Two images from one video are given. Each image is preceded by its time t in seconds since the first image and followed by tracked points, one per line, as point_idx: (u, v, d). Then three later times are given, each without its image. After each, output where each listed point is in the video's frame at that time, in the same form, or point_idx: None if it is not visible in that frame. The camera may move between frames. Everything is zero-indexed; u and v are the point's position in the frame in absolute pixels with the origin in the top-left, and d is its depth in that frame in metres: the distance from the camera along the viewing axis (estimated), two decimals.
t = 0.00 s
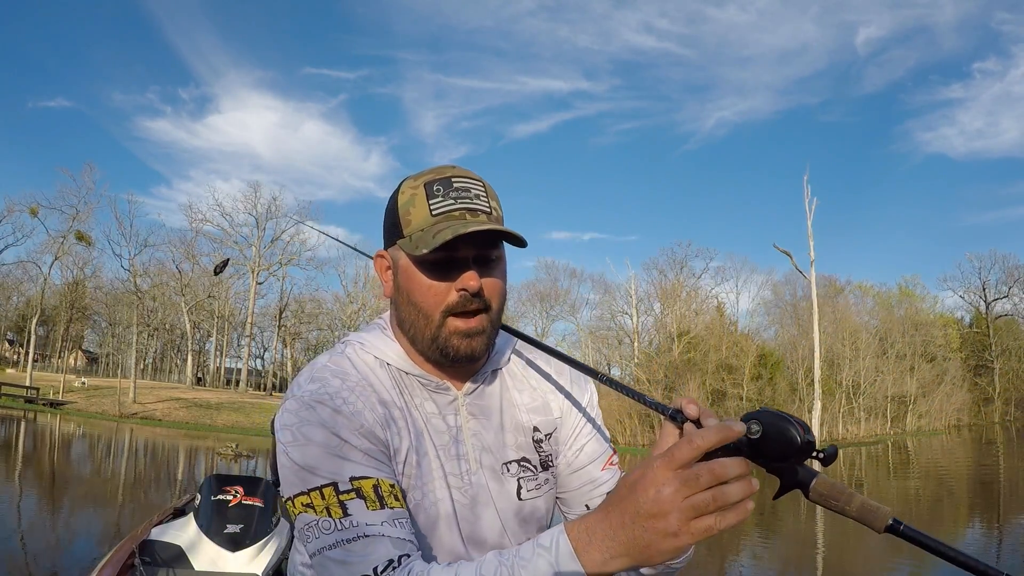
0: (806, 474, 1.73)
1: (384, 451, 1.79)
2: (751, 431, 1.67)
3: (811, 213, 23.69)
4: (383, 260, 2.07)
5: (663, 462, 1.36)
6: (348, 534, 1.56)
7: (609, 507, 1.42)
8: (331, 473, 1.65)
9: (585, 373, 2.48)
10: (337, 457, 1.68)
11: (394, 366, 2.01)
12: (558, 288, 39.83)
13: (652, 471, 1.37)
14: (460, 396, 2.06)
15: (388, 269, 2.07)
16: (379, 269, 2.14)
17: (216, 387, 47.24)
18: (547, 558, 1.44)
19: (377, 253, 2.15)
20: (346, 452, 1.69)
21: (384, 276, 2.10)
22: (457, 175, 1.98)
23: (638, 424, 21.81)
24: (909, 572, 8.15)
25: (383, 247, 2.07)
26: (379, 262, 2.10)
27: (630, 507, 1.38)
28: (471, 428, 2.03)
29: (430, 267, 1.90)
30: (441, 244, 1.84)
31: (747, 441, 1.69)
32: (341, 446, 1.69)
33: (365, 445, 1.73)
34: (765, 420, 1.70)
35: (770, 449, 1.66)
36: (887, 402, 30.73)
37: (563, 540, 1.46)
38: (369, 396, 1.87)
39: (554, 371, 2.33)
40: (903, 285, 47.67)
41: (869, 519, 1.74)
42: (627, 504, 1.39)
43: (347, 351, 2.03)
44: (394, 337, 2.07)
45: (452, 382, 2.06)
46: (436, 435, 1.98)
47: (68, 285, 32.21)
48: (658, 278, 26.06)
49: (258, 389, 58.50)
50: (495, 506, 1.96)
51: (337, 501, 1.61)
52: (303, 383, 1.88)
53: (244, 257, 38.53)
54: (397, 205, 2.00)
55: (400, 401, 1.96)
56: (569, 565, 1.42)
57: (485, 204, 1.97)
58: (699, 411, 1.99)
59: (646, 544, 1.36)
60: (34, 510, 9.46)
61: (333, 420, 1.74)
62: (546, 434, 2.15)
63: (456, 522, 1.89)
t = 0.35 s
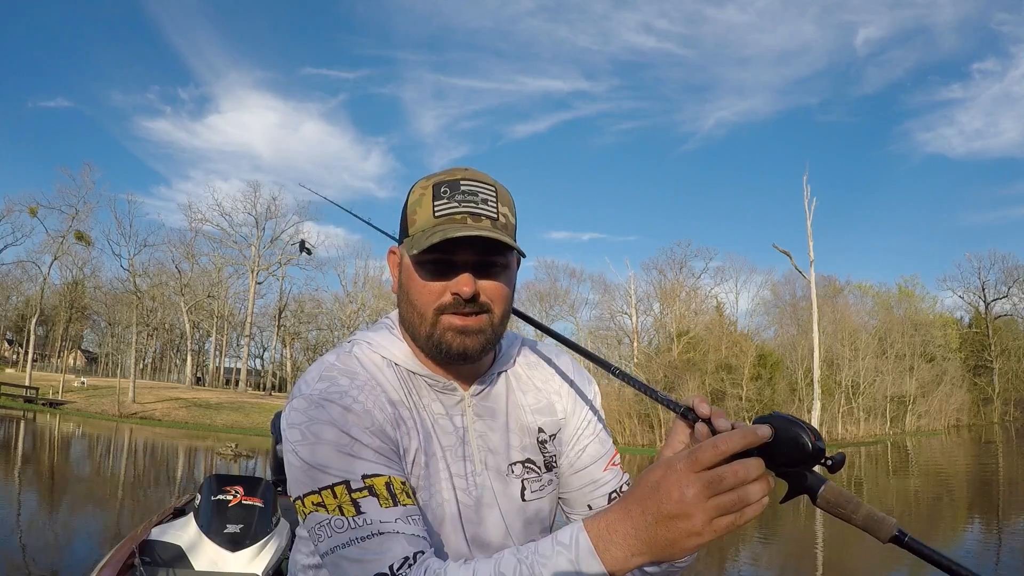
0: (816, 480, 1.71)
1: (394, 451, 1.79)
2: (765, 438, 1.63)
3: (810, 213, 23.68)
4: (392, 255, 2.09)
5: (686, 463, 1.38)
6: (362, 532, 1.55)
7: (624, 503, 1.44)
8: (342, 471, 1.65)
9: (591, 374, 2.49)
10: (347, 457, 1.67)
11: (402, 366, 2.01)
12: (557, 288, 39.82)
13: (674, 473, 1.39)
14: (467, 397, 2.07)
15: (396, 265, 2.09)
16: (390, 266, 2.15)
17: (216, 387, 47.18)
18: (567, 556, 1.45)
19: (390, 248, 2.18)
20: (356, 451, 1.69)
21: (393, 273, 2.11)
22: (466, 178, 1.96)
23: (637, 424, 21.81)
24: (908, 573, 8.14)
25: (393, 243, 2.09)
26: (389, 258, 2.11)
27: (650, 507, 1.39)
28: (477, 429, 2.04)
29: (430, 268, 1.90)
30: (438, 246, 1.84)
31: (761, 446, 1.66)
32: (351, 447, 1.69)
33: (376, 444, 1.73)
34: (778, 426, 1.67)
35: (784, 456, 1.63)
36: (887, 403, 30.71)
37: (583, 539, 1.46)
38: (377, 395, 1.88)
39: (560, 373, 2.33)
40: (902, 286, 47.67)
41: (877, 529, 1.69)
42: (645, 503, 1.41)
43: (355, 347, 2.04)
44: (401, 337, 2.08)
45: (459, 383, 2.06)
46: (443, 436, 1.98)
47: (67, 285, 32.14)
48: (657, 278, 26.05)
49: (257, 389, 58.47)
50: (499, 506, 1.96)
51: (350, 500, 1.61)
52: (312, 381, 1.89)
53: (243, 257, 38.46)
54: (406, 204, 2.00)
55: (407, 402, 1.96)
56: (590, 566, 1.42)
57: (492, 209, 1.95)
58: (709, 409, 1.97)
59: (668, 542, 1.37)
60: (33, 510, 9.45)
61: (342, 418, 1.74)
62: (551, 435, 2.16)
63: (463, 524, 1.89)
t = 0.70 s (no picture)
0: (809, 447, 1.70)
1: (397, 451, 1.79)
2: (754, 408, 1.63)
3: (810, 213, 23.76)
4: (395, 257, 2.10)
5: (680, 448, 1.40)
6: (367, 530, 1.55)
7: (625, 494, 1.46)
8: (346, 470, 1.65)
9: (594, 375, 2.49)
10: (351, 456, 1.67)
11: (405, 367, 2.01)
12: (557, 288, 39.82)
13: (668, 458, 1.41)
14: (469, 397, 2.07)
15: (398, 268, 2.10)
16: (393, 267, 2.16)
17: (215, 387, 47.13)
18: (571, 549, 1.45)
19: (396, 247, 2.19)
20: (359, 450, 1.69)
21: (396, 274, 2.12)
22: (467, 179, 1.97)
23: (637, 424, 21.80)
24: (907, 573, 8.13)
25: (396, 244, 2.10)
26: (392, 259, 2.11)
27: (652, 501, 1.40)
28: (478, 430, 2.04)
29: (431, 268, 1.90)
30: (441, 245, 1.84)
31: (752, 419, 1.67)
32: (354, 445, 1.69)
33: (379, 442, 1.73)
34: (768, 398, 1.68)
35: (773, 427, 1.63)
36: (887, 403, 30.70)
37: (586, 534, 1.46)
38: (382, 394, 1.88)
39: (562, 376, 2.33)
40: (901, 286, 47.69)
41: (874, 489, 1.67)
42: (647, 494, 1.42)
43: (357, 347, 2.05)
44: (404, 337, 2.08)
45: (461, 383, 2.07)
46: (445, 437, 1.98)
47: (66, 285, 32.10)
48: (657, 278, 26.06)
49: (256, 389, 58.43)
50: (501, 507, 1.95)
51: (355, 498, 1.60)
52: (315, 380, 1.88)
53: (243, 257, 38.44)
54: (409, 205, 2.01)
55: (408, 401, 1.96)
56: (594, 558, 1.43)
57: (496, 208, 1.96)
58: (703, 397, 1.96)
59: (668, 528, 1.39)
60: (32, 510, 9.44)
61: (345, 417, 1.74)
62: (554, 437, 2.16)
63: (464, 524, 1.88)
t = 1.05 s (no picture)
0: (817, 432, 1.70)
1: (404, 451, 1.79)
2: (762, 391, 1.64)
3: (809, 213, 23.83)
4: (407, 257, 2.07)
5: (688, 441, 1.41)
6: (373, 531, 1.56)
7: (630, 486, 1.46)
8: (352, 469, 1.65)
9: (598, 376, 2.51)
10: (358, 456, 1.67)
11: (412, 369, 2.01)
12: (556, 288, 39.84)
13: (679, 452, 1.41)
14: (475, 399, 2.07)
15: (411, 268, 2.07)
16: (401, 268, 2.14)
17: (215, 387, 47.15)
18: (579, 544, 1.45)
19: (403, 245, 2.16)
20: (367, 450, 1.68)
21: (406, 275, 2.10)
22: (491, 181, 1.98)
23: (636, 424, 21.81)
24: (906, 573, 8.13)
25: (409, 244, 2.07)
26: (402, 260, 2.10)
27: (668, 496, 1.40)
28: (484, 431, 2.04)
29: (457, 274, 1.88)
30: (471, 253, 1.82)
31: (759, 405, 1.67)
32: (362, 447, 1.69)
33: (386, 444, 1.73)
34: (772, 384, 1.69)
35: (779, 408, 1.63)
36: (886, 402, 30.69)
37: (592, 528, 1.46)
38: (388, 395, 1.88)
39: (568, 376, 2.33)
40: (901, 286, 47.73)
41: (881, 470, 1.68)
42: (658, 489, 1.42)
43: (362, 348, 2.05)
44: (411, 338, 2.08)
45: (469, 385, 2.07)
46: (451, 439, 1.98)
47: (65, 285, 32.08)
48: (657, 278, 26.09)
49: (256, 390, 58.38)
50: (505, 510, 1.95)
51: (360, 499, 1.61)
52: (320, 379, 1.88)
53: (242, 257, 38.45)
54: (427, 204, 1.99)
55: (413, 402, 1.95)
56: (601, 552, 1.43)
57: (517, 213, 1.98)
58: (708, 386, 1.96)
59: (678, 521, 1.40)
60: (32, 510, 9.44)
61: (353, 418, 1.74)
62: (559, 439, 2.16)
63: (467, 525, 1.89)
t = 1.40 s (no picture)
0: (814, 414, 1.71)
1: (403, 453, 1.79)
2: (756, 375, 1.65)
3: (808, 213, 23.87)
4: (402, 257, 2.08)
5: (680, 436, 1.42)
6: (373, 535, 1.55)
7: (622, 482, 1.46)
8: (352, 473, 1.65)
9: (601, 377, 2.51)
10: (357, 459, 1.67)
11: (411, 369, 2.01)
12: (556, 288, 39.86)
13: (671, 446, 1.42)
14: (476, 400, 2.07)
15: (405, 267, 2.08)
16: (400, 267, 2.15)
17: (214, 387, 47.15)
18: (574, 539, 1.45)
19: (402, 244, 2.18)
20: (365, 453, 1.68)
21: (404, 274, 2.10)
22: (483, 179, 1.98)
23: (636, 423, 21.81)
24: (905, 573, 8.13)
25: (404, 244, 2.08)
26: (400, 259, 2.11)
27: (661, 491, 1.41)
28: (485, 433, 2.05)
29: (444, 272, 1.88)
30: (457, 250, 1.83)
31: (754, 391, 1.67)
32: (360, 451, 1.69)
33: (385, 446, 1.73)
34: (766, 367, 1.69)
35: (773, 395, 1.64)
36: (886, 402, 30.68)
37: (587, 524, 1.46)
38: (387, 397, 1.88)
39: (569, 375, 2.33)
40: (900, 286, 47.81)
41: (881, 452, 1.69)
42: (652, 485, 1.41)
43: (362, 348, 2.05)
44: (410, 338, 2.07)
45: (468, 386, 2.07)
46: (451, 441, 1.98)
47: (64, 285, 32.06)
48: (656, 278, 26.11)
49: (255, 390, 58.38)
50: (505, 511, 1.96)
51: (361, 503, 1.61)
52: (319, 380, 1.88)
53: (242, 257, 38.45)
54: (420, 204, 2.00)
55: (411, 403, 1.95)
56: (597, 545, 1.43)
57: (510, 210, 1.97)
58: (704, 373, 1.97)
59: (673, 515, 1.41)
60: (31, 510, 9.44)
61: (352, 419, 1.74)
62: (560, 439, 2.16)
63: (467, 528, 1.89)
